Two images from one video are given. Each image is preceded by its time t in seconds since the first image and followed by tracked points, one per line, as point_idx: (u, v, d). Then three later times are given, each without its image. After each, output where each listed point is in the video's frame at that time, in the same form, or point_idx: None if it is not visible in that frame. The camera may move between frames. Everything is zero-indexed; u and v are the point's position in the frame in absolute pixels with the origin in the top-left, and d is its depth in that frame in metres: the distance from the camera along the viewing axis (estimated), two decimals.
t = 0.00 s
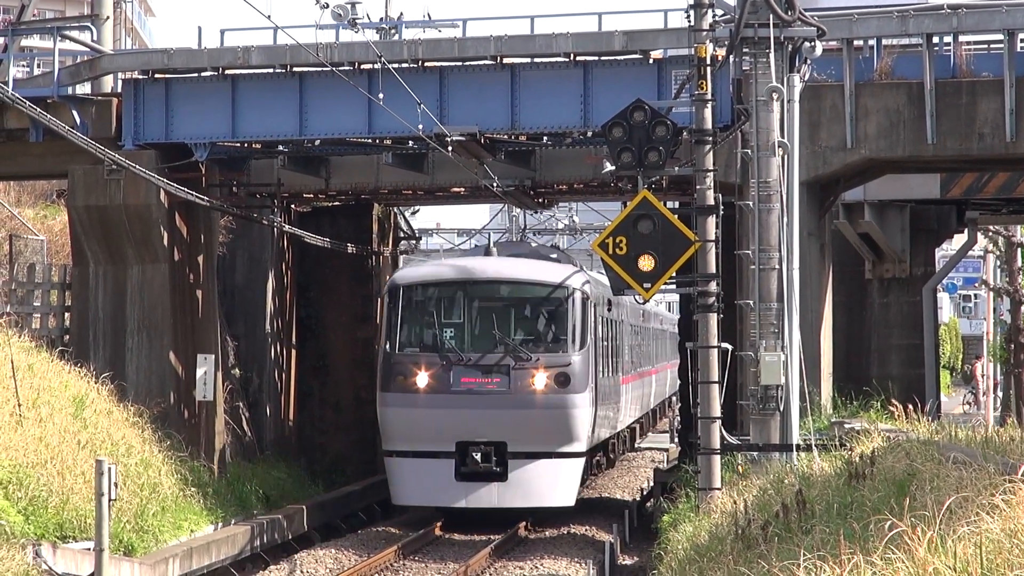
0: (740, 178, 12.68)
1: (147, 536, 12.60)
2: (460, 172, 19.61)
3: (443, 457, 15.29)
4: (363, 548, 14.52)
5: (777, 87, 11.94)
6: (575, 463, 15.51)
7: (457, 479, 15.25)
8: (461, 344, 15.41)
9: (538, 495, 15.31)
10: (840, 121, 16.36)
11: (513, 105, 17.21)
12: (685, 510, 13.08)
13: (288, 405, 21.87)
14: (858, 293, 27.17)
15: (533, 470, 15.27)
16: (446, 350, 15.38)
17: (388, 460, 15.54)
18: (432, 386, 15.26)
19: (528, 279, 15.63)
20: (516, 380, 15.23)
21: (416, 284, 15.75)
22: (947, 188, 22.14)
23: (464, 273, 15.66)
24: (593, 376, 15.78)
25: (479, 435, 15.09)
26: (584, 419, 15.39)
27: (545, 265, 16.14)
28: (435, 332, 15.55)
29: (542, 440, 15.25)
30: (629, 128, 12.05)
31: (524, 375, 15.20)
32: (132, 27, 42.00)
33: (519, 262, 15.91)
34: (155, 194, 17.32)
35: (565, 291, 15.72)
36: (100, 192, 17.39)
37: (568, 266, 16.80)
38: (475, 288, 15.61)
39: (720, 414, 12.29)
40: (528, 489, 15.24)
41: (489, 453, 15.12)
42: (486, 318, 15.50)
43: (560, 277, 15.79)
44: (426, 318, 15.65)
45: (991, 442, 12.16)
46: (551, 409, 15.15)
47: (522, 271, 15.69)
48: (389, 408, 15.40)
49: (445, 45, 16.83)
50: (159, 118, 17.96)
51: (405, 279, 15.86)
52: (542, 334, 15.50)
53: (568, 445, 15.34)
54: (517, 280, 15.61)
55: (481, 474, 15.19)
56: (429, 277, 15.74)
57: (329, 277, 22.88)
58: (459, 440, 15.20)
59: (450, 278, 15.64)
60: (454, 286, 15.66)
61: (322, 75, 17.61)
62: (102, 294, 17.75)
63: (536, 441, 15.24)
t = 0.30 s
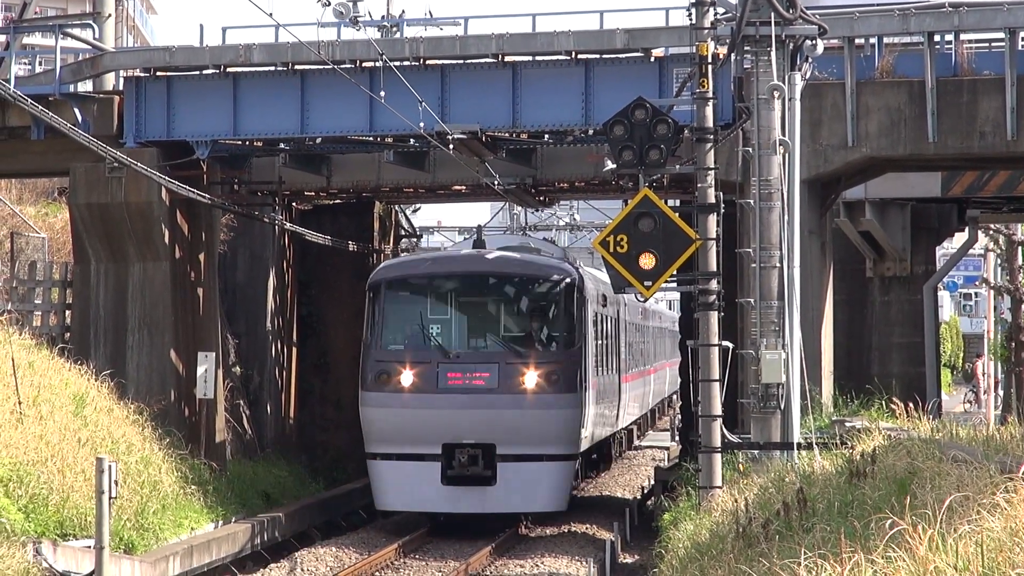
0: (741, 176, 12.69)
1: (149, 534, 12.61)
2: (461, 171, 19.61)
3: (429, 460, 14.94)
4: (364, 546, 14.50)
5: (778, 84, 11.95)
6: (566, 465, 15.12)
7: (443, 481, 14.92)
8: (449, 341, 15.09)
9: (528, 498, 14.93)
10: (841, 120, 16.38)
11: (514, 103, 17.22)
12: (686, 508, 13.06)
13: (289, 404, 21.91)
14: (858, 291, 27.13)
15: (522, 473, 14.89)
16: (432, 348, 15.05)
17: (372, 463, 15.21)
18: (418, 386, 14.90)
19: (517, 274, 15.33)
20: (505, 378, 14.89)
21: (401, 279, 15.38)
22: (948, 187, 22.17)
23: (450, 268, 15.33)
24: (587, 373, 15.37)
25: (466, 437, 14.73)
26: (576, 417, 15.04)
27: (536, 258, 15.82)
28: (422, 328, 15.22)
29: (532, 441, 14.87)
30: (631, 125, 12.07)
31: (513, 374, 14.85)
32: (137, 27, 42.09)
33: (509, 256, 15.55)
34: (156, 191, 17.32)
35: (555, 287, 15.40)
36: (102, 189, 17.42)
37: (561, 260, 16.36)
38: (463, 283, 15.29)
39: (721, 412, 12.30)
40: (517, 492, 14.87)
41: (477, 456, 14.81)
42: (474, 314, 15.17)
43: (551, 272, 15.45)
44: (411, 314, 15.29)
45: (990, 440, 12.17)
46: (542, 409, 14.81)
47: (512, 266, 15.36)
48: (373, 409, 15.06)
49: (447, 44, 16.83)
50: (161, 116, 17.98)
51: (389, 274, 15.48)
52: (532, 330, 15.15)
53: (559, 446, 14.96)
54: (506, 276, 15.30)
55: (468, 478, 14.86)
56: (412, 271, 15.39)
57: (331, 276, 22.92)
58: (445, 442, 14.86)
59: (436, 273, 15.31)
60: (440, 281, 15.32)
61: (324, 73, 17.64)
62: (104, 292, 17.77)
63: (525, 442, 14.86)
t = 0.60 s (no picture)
0: (738, 179, 13.06)
1: (163, 525, 13.03)
2: (466, 172, 19.95)
3: (419, 459, 14.77)
4: (373, 538, 14.83)
5: (775, 89, 12.30)
6: (558, 463, 14.95)
7: (433, 481, 14.69)
8: (438, 337, 14.88)
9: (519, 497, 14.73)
10: (836, 124, 16.68)
11: (518, 107, 17.55)
12: (684, 501, 13.42)
13: (298, 398, 22.26)
14: (852, 291, 27.54)
15: (514, 471, 14.69)
16: (421, 345, 14.87)
17: (362, 463, 15.06)
18: (407, 382, 14.75)
19: (508, 269, 15.03)
20: (496, 375, 14.70)
21: (391, 275, 15.21)
22: (938, 190, 22.61)
23: (441, 263, 15.10)
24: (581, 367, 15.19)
25: (456, 436, 14.56)
26: (567, 414, 14.83)
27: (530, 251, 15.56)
28: (412, 324, 15.02)
29: (524, 438, 14.69)
30: (631, 129, 12.44)
31: (504, 371, 14.66)
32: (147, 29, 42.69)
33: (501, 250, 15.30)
34: (170, 192, 17.66)
35: (549, 281, 15.11)
36: (116, 190, 17.79)
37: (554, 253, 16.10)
38: (452, 278, 15.05)
39: (718, 407, 12.69)
40: (508, 491, 14.65)
41: (467, 454, 14.58)
42: (464, 309, 14.94)
43: (543, 266, 15.16)
44: (401, 309, 15.10)
45: (981, 435, 12.54)
46: (533, 406, 14.61)
47: (504, 261, 15.10)
48: (362, 407, 14.90)
49: (451, 49, 17.17)
50: (174, 118, 18.31)
51: (380, 270, 15.31)
52: (523, 326, 14.92)
53: (552, 444, 14.78)
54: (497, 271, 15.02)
55: (458, 477, 14.64)
56: (402, 266, 15.20)
57: (339, 274, 23.32)
58: (435, 441, 14.67)
59: (426, 268, 15.10)
60: (430, 276, 15.11)
61: (332, 77, 17.97)
62: (119, 290, 18.15)
63: (516, 439, 14.68)
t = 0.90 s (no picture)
0: (733, 184, 13.62)
1: (181, 513, 13.59)
2: (473, 176, 20.48)
3: (409, 456, 14.38)
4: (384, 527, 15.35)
5: (767, 96, 12.85)
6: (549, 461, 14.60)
7: (423, 479, 14.30)
8: (429, 333, 14.45)
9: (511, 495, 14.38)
10: (826, 130, 17.32)
11: (522, 113, 18.14)
12: (681, 491, 13.98)
13: (310, 394, 22.82)
14: (841, 291, 28.32)
15: (506, 469, 14.35)
16: (412, 341, 14.44)
17: (350, 460, 14.67)
18: (397, 379, 14.32)
19: (500, 265, 14.68)
20: (486, 371, 14.29)
21: (382, 270, 14.82)
22: (926, 193, 23.08)
23: (432, 258, 14.72)
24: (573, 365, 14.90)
25: (446, 432, 14.21)
26: (559, 412, 14.45)
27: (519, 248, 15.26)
28: (402, 321, 14.61)
29: (515, 436, 14.34)
30: (631, 135, 12.99)
31: (496, 367, 14.26)
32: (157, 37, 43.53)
33: (492, 246, 14.94)
34: (187, 195, 18.28)
35: (541, 277, 14.76)
36: (136, 194, 18.41)
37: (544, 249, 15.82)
38: (444, 273, 14.66)
39: (714, 402, 13.24)
40: (500, 489, 14.31)
41: (458, 452, 14.21)
42: (455, 306, 14.54)
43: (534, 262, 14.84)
44: (392, 306, 14.70)
45: (966, 429, 13.07)
46: (525, 403, 14.23)
47: (496, 257, 14.73)
48: (351, 404, 14.48)
49: (458, 58, 17.78)
50: (191, 124, 18.91)
51: (369, 266, 14.92)
52: (514, 322, 14.56)
53: (543, 441, 14.44)
54: (488, 266, 14.65)
55: (449, 475, 14.26)
56: (393, 262, 14.82)
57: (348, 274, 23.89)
58: (425, 438, 14.30)
59: (417, 263, 14.73)
60: (421, 273, 14.72)
61: (343, 85, 18.53)
62: (138, 290, 18.70)
63: (507, 437, 14.31)
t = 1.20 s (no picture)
0: (726, 190, 14.24)
1: (200, 503, 14.25)
2: (478, 181, 21.02)
3: (400, 455, 13.85)
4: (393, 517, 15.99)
5: (759, 105, 13.48)
6: (542, 462, 14.09)
7: (413, 479, 13.76)
8: (419, 329, 13.95)
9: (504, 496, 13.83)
10: (816, 138, 18.39)
11: (524, 122, 18.83)
12: (676, 481, 14.63)
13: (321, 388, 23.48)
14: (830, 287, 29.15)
15: (498, 469, 13.82)
16: (402, 338, 13.92)
17: (340, 457, 14.16)
18: (387, 377, 13.81)
19: (492, 259, 14.17)
20: (478, 369, 13.78)
21: (372, 265, 14.30)
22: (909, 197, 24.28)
23: (423, 252, 14.21)
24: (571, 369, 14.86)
25: (436, 431, 13.68)
26: (553, 411, 13.94)
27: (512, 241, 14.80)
28: (392, 317, 14.09)
29: (508, 436, 13.83)
30: (628, 142, 13.63)
31: (488, 364, 13.76)
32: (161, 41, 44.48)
33: (486, 240, 14.45)
34: (205, 199, 19.12)
35: (535, 272, 14.27)
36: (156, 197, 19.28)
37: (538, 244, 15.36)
38: (435, 268, 14.14)
39: (708, 396, 13.85)
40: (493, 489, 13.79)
41: (449, 450, 13.68)
42: (446, 301, 14.03)
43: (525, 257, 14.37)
44: (382, 302, 14.17)
45: (949, 422, 13.71)
46: (519, 401, 13.71)
47: (489, 251, 14.21)
48: (341, 402, 13.98)
49: (464, 68, 18.58)
50: (209, 133, 19.60)
51: (359, 260, 14.40)
52: (507, 318, 14.05)
53: (537, 441, 13.94)
54: (481, 260, 14.14)
55: (440, 474, 13.72)
56: (383, 257, 14.30)
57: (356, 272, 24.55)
58: (416, 436, 13.76)
59: (409, 257, 14.21)
60: (413, 267, 14.19)
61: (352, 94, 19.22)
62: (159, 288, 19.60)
63: (499, 437, 13.80)
